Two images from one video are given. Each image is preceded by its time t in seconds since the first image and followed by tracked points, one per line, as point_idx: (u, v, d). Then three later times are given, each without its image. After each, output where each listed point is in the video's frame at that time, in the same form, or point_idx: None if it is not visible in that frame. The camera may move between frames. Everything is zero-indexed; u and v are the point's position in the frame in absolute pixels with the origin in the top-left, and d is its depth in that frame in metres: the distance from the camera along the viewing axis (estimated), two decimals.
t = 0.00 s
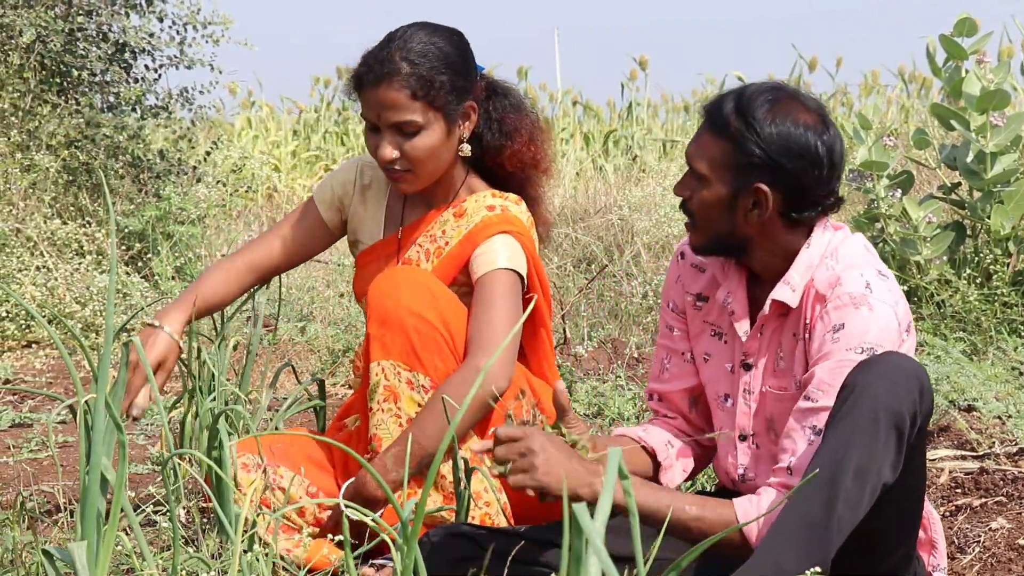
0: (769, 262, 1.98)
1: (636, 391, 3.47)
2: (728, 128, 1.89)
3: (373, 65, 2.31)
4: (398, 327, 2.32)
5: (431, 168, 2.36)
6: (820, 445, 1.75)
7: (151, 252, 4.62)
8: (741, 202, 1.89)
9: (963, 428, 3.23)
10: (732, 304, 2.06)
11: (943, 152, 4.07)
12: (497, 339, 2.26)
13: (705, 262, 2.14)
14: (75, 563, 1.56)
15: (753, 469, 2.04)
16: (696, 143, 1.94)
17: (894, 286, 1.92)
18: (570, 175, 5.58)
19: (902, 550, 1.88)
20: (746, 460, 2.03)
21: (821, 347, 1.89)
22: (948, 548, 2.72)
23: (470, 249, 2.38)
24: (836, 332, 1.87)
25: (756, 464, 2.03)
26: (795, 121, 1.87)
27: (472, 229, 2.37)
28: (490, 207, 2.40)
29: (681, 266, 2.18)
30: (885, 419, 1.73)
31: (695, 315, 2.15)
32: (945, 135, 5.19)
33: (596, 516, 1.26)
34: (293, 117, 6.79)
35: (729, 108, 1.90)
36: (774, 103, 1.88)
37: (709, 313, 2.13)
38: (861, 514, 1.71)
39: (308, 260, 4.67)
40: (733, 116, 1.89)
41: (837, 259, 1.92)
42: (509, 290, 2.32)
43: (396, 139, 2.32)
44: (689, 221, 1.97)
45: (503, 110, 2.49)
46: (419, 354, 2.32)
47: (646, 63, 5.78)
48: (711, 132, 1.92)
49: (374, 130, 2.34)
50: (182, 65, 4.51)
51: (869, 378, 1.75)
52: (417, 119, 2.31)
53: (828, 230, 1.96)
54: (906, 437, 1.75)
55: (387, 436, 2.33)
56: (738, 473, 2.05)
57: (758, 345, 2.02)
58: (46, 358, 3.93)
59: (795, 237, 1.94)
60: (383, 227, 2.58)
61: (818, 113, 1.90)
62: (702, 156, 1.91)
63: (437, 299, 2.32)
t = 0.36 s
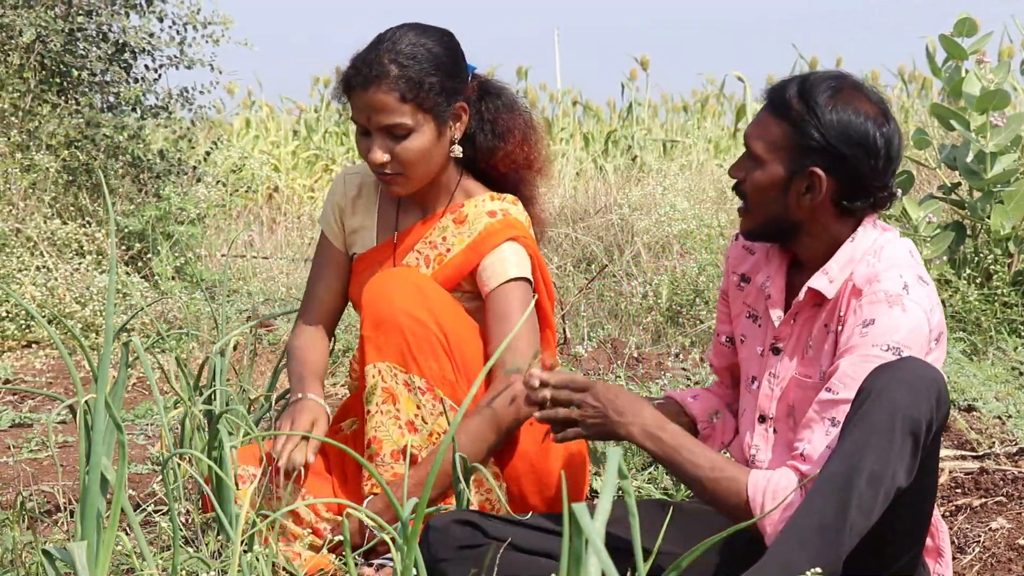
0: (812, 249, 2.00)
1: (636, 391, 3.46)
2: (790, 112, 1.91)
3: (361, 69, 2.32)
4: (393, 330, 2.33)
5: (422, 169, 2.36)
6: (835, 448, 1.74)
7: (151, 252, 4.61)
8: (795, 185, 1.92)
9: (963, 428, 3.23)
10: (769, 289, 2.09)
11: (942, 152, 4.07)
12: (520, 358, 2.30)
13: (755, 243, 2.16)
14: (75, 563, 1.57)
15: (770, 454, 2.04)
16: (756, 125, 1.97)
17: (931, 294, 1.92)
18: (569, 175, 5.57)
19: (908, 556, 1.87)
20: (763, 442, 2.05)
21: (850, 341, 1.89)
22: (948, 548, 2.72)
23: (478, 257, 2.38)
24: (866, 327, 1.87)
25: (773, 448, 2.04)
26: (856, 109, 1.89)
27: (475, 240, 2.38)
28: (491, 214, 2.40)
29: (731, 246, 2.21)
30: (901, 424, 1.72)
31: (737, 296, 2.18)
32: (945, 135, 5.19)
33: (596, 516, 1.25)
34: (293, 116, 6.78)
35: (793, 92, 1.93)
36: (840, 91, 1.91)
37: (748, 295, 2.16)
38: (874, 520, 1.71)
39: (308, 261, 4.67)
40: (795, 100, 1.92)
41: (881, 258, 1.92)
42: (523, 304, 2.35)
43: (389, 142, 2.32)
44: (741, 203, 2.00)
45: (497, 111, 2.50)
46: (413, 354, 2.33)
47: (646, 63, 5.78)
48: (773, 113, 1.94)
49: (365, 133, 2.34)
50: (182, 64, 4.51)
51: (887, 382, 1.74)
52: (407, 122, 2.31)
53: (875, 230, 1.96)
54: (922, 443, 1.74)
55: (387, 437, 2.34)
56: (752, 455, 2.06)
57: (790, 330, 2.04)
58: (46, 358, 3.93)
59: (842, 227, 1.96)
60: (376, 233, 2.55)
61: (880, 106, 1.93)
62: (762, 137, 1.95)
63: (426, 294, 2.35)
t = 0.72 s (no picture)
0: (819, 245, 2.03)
1: (635, 391, 3.47)
2: (799, 110, 1.93)
3: (356, 75, 2.32)
4: (391, 332, 2.33)
5: (418, 175, 2.36)
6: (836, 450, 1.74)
7: (151, 252, 4.61)
8: (803, 183, 1.94)
9: (962, 428, 3.23)
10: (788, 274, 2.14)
11: (941, 152, 4.07)
12: (546, 375, 2.29)
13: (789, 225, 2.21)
14: (75, 562, 1.57)
15: (775, 435, 2.11)
16: (767, 122, 1.99)
17: (938, 303, 1.89)
18: (569, 175, 5.57)
19: (909, 558, 1.88)
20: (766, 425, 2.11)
21: (849, 347, 1.86)
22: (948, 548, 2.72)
23: (477, 266, 2.37)
24: (864, 332, 1.84)
25: (780, 431, 2.10)
26: (866, 109, 1.90)
27: (474, 248, 2.38)
28: (489, 222, 2.40)
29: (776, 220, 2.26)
30: (902, 427, 1.72)
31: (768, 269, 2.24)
32: (945, 135, 5.20)
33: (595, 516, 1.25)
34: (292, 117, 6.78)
35: (802, 91, 1.95)
36: (851, 90, 1.92)
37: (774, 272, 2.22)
38: (873, 522, 1.72)
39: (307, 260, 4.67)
40: (803, 99, 1.93)
41: (887, 263, 1.91)
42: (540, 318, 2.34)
43: (386, 149, 2.33)
44: (752, 198, 2.03)
45: (490, 112, 2.50)
46: (410, 356, 2.33)
47: (645, 63, 5.78)
48: (783, 112, 1.96)
49: (360, 139, 2.34)
50: (182, 65, 4.51)
51: (888, 385, 1.74)
52: (402, 129, 2.31)
53: (886, 232, 1.95)
54: (922, 446, 1.74)
55: (385, 441, 2.34)
56: (759, 432, 2.13)
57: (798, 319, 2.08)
58: (45, 358, 3.93)
59: (852, 227, 1.97)
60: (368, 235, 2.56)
61: (891, 105, 1.93)
62: (770, 135, 1.97)
63: (420, 294, 2.34)
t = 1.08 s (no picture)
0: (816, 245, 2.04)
1: (634, 391, 3.47)
2: (790, 111, 1.94)
3: (362, 70, 2.31)
4: (375, 329, 2.33)
5: (421, 172, 2.37)
6: (836, 448, 1.74)
7: (151, 252, 4.60)
8: (797, 182, 1.95)
9: (962, 428, 3.22)
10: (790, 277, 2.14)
11: (941, 152, 4.07)
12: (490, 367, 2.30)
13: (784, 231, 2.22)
14: (75, 563, 1.57)
15: (778, 441, 2.09)
16: (759, 123, 2.01)
17: (940, 300, 1.90)
18: (568, 175, 5.57)
19: (911, 556, 1.87)
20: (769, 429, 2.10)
21: (852, 344, 1.87)
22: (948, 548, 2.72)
23: (463, 263, 2.37)
24: (868, 328, 1.85)
25: (783, 435, 2.09)
26: (856, 106, 1.90)
27: (462, 243, 2.38)
28: (479, 219, 2.40)
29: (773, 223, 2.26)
30: (902, 424, 1.72)
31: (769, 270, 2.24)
32: (944, 135, 5.20)
33: (595, 515, 1.25)
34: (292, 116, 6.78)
35: (793, 92, 1.96)
36: (840, 89, 1.93)
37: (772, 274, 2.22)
38: (874, 520, 1.72)
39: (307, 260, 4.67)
40: (794, 100, 1.94)
41: (887, 262, 1.91)
42: (501, 315, 2.34)
43: (390, 145, 2.32)
44: (749, 199, 2.04)
45: (488, 109, 2.51)
46: (398, 354, 2.33)
47: (645, 63, 5.78)
48: (775, 114, 1.98)
49: (363, 136, 2.34)
50: (182, 64, 4.50)
51: (887, 382, 1.74)
52: (408, 125, 2.31)
53: (882, 228, 1.96)
54: (922, 444, 1.74)
55: (356, 441, 2.35)
56: (761, 439, 2.10)
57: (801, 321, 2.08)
58: (45, 358, 3.93)
59: (850, 225, 1.98)
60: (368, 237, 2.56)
61: (883, 102, 1.93)
62: (763, 136, 1.98)
63: (411, 294, 2.34)
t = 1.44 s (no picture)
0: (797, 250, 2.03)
1: (633, 391, 3.47)
2: (767, 118, 1.94)
3: (417, 69, 2.31)
4: (337, 338, 2.36)
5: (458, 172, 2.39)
6: (830, 449, 1.74)
7: (150, 252, 4.60)
8: (777, 191, 1.95)
9: (962, 428, 3.23)
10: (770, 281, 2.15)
11: (940, 152, 4.07)
12: (448, 362, 2.29)
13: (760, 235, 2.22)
14: (74, 563, 1.57)
15: (766, 447, 2.09)
16: (735, 131, 2.00)
17: (923, 299, 1.90)
18: (568, 175, 5.56)
19: (906, 556, 1.88)
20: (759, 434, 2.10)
21: (838, 348, 1.88)
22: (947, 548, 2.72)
23: (442, 262, 2.38)
24: (852, 332, 1.86)
25: (771, 440, 2.09)
26: (833, 113, 1.92)
27: (443, 243, 2.38)
28: (462, 222, 2.40)
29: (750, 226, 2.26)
30: (895, 424, 1.73)
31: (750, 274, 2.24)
32: (943, 135, 5.21)
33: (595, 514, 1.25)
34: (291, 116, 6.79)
35: (768, 99, 1.96)
36: (816, 96, 1.93)
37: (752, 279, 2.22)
38: (869, 519, 1.72)
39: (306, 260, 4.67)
40: (770, 107, 1.95)
41: (868, 263, 1.92)
42: (469, 312, 2.34)
43: (444, 144, 2.34)
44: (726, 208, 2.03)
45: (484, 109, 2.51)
46: (357, 360, 2.35)
47: (644, 63, 5.78)
48: (751, 121, 1.97)
49: (414, 135, 2.33)
50: (181, 64, 4.50)
51: (881, 381, 1.75)
52: (462, 123, 2.34)
53: (861, 229, 1.97)
54: (916, 442, 1.74)
55: (331, 453, 2.39)
56: (750, 445, 2.10)
57: (784, 326, 2.08)
58: (44, 358, 3.93)
59: (828, 229, 1.98)
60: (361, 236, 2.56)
61: (857, 107, 1.95)
62: (741, 144, 1.98)
63: (368, 301, 2.36)
